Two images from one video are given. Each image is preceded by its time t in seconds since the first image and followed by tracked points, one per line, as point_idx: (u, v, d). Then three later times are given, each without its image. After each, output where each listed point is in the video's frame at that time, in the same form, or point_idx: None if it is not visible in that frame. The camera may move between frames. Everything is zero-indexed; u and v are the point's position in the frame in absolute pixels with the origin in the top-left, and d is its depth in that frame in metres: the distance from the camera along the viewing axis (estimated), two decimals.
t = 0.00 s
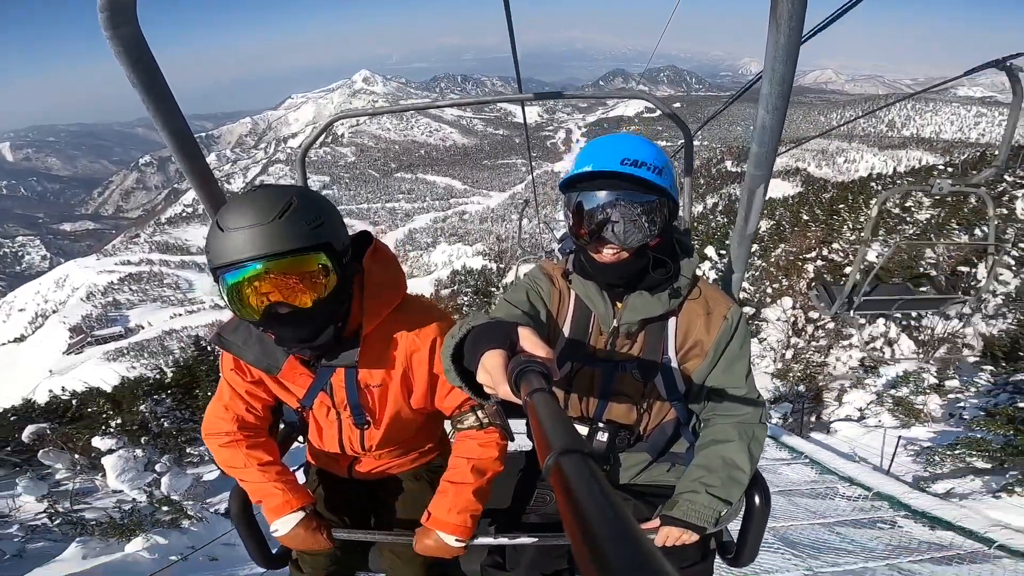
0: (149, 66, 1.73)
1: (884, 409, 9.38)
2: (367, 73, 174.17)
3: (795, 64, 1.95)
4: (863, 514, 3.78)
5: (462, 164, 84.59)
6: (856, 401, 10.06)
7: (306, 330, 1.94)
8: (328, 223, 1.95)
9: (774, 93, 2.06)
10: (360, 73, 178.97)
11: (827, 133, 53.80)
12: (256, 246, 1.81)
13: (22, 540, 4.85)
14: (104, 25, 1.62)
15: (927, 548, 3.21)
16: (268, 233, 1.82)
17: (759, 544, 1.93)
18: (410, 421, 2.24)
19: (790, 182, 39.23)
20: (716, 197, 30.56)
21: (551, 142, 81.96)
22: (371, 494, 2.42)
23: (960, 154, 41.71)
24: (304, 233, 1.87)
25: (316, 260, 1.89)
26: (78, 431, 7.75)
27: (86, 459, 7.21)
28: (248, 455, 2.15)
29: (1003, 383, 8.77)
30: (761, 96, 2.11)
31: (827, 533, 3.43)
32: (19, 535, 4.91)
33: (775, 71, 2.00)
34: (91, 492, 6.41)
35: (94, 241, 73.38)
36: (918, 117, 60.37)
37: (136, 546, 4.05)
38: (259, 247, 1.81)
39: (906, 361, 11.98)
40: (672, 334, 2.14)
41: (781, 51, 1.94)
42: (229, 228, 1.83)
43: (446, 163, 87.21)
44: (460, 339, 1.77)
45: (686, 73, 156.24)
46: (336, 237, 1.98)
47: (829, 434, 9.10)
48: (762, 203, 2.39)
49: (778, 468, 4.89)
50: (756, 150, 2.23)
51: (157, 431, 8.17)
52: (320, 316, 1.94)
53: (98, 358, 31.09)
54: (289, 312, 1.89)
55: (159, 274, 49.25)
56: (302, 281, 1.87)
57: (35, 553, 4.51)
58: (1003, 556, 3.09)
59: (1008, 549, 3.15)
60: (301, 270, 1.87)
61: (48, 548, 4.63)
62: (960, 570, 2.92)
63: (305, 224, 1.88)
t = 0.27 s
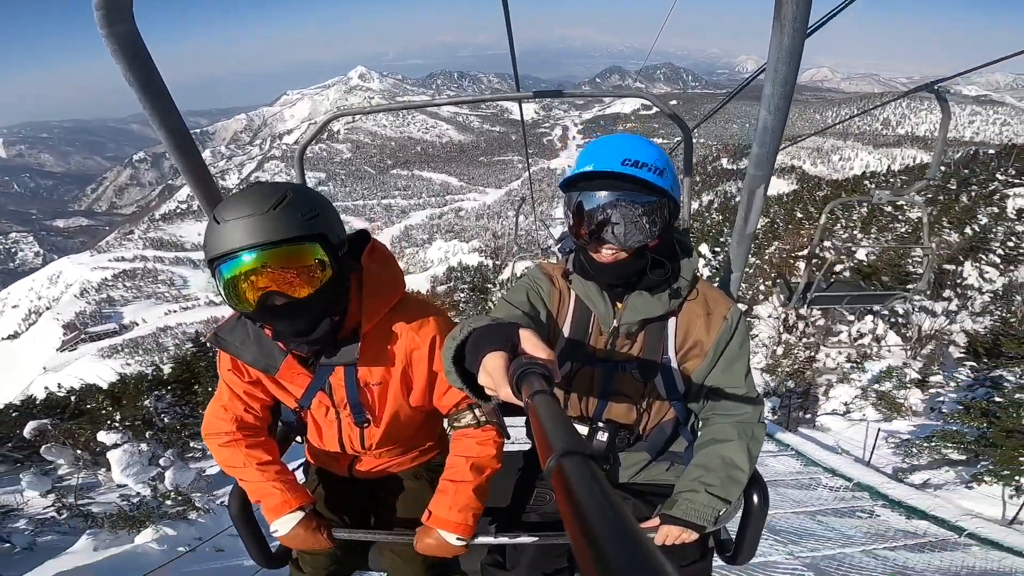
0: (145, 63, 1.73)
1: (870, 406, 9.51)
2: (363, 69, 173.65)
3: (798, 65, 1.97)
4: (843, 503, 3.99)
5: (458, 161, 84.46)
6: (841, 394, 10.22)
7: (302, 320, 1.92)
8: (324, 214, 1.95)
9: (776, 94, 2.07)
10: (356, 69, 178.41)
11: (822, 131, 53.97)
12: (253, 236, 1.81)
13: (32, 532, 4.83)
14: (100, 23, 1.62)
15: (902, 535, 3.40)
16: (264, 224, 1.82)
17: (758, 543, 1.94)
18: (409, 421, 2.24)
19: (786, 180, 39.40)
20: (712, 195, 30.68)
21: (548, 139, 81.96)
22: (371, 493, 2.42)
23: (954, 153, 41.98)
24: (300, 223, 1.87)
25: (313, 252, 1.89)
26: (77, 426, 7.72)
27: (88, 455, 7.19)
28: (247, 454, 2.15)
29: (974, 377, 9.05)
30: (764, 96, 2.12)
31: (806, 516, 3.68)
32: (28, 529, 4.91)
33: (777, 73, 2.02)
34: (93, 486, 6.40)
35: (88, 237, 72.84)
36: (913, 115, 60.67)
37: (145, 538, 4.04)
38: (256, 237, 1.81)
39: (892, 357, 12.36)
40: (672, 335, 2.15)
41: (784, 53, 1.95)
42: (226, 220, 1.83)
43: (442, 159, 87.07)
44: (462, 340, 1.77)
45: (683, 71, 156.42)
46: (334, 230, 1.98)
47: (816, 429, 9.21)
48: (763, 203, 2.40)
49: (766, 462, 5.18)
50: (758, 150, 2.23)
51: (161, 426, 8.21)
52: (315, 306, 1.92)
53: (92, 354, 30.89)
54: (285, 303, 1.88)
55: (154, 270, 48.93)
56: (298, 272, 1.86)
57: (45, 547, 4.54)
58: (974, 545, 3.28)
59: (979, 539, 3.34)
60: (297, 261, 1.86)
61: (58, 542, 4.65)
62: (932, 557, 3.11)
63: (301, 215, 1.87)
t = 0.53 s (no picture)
0: (145, 61, 1.74)
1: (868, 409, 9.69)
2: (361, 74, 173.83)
3: (794, 63, 1.98)
4: (832, 500, 4.37)
5: (456, 165, 84.56)
6: (832, 398, 10.34)
7: (293, 304, 1.90)
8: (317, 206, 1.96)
9: (773, 94, 2.08)
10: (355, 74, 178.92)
11: (818, 136, 54.24)
12: (244, 219, 1.83)
13: (41, 531, 4.80)
14: (101, 20, 1.63)
15: (886, 529, 3.79)
16: (255, 209, 1.83)
17: (759, 541, 1.94)
18: (406, 418, 2.24)
19: (783, 184, 39.56)
20: (709, 199, 30.78)
21: (546, 143, 82.10)
22: (370, 494, 2.41)
23: (949, 157, 42.20)
24: (292, 211, 1.88)
25: (305, 238, 1.90)
26: (79, 429, 7.68)
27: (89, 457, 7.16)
28: (243, 454, 2.14)
29: (959, 377, 9.23)
30: (760, 95, 2.13)
31: (801, 515, 3.96)
32: (37, 528, 4.88)
33: (775, 71, 2.03)
34: (97, 489, 6.37)
35: (84, 241, 72.55)
36: (909, 120, 60.96)
37: (153, 535, 4.04)
38: (247, 220, 1.83)
39: (882, 359, 12.64)
40: (672, 332, 2.15)
41: (781, 52, 1.97)
42: (219, 204, 1.85)
43: (440, 164, 87.12)
44: (461, 338, 1.76)
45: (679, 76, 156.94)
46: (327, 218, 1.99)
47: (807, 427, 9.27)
48: (761, 202, 2.41)
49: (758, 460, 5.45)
50: (755, 149, 2.24)
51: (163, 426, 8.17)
52: (304, 292, 1.91)
53: (89, 359, 30.76)
54: (274, 286, 1.87)
55: (151, 274, 48.79)
56: (290, 257, 1.87)
57: (56, 545, 4.53)
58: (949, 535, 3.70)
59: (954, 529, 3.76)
60: (288, 246, 1.87)
61: (69, 540, 4.65)
62: (913, 549, 3.49)
63: (292, 201, 1.89)
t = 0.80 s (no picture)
0: (146, 63, 1.74)
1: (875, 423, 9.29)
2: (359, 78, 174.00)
3: (790, 61, 1.99)
4: (819, 494, 4.46)
5: (455, 168, 84.56)
6: (824, 396, 10.08)
7: (289, 302, 1.90)
8: (314, 204, 1.96)
9: (769, 91, 2.09)
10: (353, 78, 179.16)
11: (815, 138, 54.35)
12: (240, 216, 1.82)
13: (55, 530, 4.75)
14: (102, 20, 1.63)
15: (870, 521, 3.87)
16: (252, 206, 1.83)
17: (761, 540, 1.93)
18: (406, 419, 2.24)
19: (780, 186, 39.61)
20: (707, 201, 30.82)
21: (544, 146, 82.14)
22: (371, 495, 2.40)
23: (946, 159, 42.28)
24: (288, 208, 1.87)
25: (302, 237, 1.90)
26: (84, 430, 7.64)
27: (94, 459, 7.10)
28: (241, 456, 2.13)
29: (944, 376, 9.03)
30: (757, 95, 2.14)
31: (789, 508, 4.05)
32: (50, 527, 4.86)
33: (771, 68, 2.03)
34: (104, 489, 6.35)
35: (81, 246, 72.32)
36: (906, 122, 61.10)
37: (165, 532, 4.17)
38: (244, 218, 1.83)
39: (875, 359, 12.34)
40: (672, 331, 2.16)
41: (777, 49, 1.98)
42: (215, 203, 1.84)
43: (438, 167, 87.10)
44: (462, 338, 1.77)
45: (677, 79, 157.25)
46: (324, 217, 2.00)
47: (789, 420, 9.41)
48: (759, 200, 2.41)
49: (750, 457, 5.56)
50: (752, 148, 2.24)
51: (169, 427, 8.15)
52: (300, 289, 1.90)
53: (87, 363, 30.66)
54: (269, 284, 1.86)
55: (150, 278, 48.68)
56: (286, 255, 1.86)
57: (70, 543, 4.47)
58: (931, 529, 3.79)
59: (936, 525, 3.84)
60: (284, 244, 1.87)
61: (83, 538, 4.57)
62: (895, 541, 3.55)
63: (289, 199, 1.89)
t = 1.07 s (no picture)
0: (147, 63, 1.72)
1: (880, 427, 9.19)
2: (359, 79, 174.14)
3: (792, 61, 1.99)
4: (812, 488, 4.64)
5: (456, 169, 84.57)
6: (820, 392, 10.30)
7: (293, 309, 1.90)
8: (316, 208, 1.95)
9: (771, 91, 2.09)
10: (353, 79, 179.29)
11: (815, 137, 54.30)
12: (243, 221, 1.81)
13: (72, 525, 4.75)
14: (102, 23, 1.61)
15: (858, 514, 3.99)
16: (255, 212, 1.82)
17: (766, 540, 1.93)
18: (409, 421, 2.23)
19: (782, 186, 39.59)
20: (708, 201, 30.82)
21: (545, 146, 82.14)
22: (374, 495, 2.40)
23: (947, 158, 42.22)
24: (290, 213, 1.87)
25: (305, 241, 1.89)
26: (94, 430, 7.67)
27: (104, 459, 7.14)
28: (244, 458, 2.14)
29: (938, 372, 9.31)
30: (759, 95, 2.14)
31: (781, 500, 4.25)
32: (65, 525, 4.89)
33: (772, 68, 2.04)
34: (115, 487, 6.40)
35: (83, 248, 72.36)
36: (907, 121, 61.03)
37: (181, 528, 4.20)
38: (247, 224, 1.82)
39: (869, 358, 12.17)
40: (674, 332, 2.16)
41: (778, 49, 1.98)
42: (218, 207, 1.84)
43: (439, 168, 87.13)
44: (464, 340, 1.76)
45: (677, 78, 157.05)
46: (328, 221, 1.99)
47: (784, 415, 9.35)
48: (762, 201, 2.41)
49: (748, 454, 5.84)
50: (754, 148, 2.24)
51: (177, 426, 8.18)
52: (304, 296, 1.91)
53: (91, 364, 30.72)
54: (271, 291, 1.87)
55: (152, 280, 48.76)
56: (289, 260, 1.87)
57: (89, 539, 4.36)
58: (915, 522, 3.89)
59: (920, 518, 3.95)
60: (287, 248, 1.87)
61: (101, 535, 4.47)
62: (881, 530, 3.66)
63: (292, 204, 1.88)
